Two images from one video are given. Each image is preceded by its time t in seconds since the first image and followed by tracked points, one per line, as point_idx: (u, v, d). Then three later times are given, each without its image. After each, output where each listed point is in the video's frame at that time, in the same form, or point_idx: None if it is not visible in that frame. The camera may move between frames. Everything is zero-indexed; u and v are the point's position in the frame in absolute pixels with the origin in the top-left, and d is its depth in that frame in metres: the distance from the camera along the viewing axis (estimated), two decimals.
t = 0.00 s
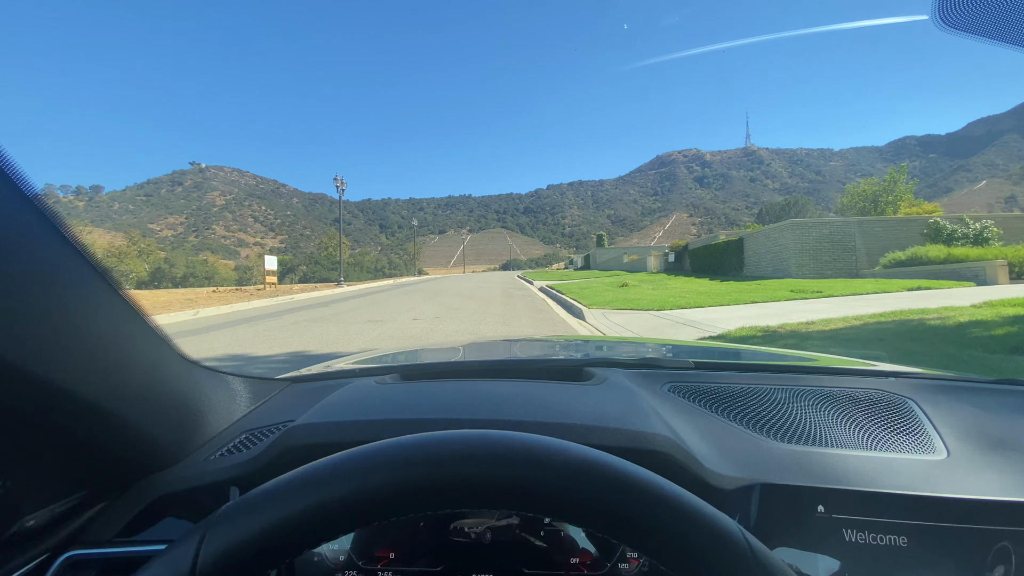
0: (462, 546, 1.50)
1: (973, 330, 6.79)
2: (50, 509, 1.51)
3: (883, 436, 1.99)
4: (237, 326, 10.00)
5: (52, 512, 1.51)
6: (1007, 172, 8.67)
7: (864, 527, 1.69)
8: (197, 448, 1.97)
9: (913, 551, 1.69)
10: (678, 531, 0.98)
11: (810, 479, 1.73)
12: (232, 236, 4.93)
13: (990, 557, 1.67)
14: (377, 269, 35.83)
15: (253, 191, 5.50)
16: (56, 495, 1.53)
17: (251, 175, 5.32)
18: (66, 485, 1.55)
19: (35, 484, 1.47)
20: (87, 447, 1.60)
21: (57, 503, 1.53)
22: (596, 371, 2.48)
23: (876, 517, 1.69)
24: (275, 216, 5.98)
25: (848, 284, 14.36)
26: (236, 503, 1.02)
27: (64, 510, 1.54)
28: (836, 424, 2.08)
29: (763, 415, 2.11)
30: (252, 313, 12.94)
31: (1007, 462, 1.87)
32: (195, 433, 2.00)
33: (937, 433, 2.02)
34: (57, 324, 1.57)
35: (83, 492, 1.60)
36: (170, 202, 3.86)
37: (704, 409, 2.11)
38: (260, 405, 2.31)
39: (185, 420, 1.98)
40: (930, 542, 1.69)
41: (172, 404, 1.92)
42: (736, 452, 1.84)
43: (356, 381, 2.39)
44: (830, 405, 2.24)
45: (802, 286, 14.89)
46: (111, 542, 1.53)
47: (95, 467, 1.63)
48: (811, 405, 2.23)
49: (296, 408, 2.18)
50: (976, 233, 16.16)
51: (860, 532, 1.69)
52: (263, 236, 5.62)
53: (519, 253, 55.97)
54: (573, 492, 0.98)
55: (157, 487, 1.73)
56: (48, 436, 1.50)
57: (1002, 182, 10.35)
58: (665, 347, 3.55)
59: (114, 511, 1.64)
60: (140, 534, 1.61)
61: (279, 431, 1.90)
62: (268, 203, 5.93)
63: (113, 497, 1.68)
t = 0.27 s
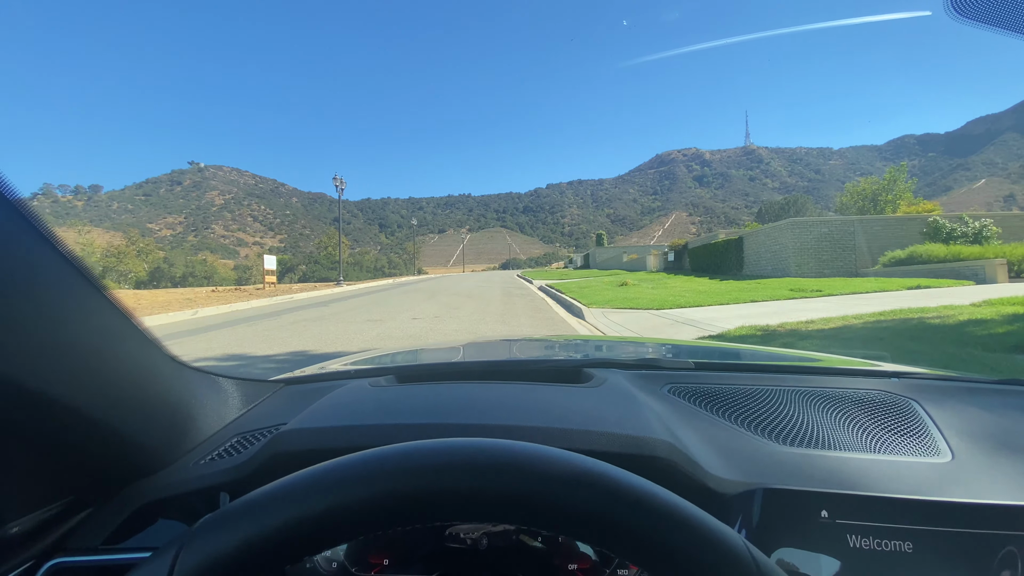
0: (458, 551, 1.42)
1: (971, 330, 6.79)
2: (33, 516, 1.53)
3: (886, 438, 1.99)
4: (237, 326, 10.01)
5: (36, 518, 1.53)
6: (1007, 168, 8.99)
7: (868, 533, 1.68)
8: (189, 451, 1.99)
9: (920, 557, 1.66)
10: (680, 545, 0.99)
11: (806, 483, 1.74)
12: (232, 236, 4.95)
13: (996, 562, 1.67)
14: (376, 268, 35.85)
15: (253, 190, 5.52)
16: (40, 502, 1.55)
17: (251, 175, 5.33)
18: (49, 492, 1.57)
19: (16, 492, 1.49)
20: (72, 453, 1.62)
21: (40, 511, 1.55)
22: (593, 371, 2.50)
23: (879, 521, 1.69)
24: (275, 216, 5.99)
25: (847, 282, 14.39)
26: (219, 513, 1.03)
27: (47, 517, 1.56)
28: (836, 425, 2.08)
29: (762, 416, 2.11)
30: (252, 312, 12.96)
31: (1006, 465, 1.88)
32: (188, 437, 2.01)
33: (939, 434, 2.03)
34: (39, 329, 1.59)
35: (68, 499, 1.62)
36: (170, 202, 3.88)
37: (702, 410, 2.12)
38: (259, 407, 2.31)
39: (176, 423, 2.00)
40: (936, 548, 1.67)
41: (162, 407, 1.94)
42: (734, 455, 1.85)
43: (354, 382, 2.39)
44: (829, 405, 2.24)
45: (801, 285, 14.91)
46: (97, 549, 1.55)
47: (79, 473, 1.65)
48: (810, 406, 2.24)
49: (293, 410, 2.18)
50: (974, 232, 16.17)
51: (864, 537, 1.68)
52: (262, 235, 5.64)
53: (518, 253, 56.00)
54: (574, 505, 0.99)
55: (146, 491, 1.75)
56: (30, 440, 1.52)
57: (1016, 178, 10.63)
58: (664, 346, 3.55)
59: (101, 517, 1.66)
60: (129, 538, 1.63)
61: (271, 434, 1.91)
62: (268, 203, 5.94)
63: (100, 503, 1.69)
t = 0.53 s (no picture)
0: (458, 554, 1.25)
1: (976, 328, 6.74)
2: (26, 518, 1.48)
3: (892, 441, 1.95)
4: (238, 322, 9.96)
5: (30, 519, 1.49)
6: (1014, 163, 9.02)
7: (874, 540, 1.63)
8: (181, 452, 1.94)
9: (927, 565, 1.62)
10: (683, 562, 0.95)
11: (812, 488, 1.69)
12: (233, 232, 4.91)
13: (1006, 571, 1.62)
14: (378, 264, 35.82)
15: (254, 186, 5.48)
16: (33, 503, 1.50)
17: (251, 171, 5.28)
18: (42, 492, 1.53)
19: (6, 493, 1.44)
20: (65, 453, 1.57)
21: (33, 512, 1.50)
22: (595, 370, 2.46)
23: (886, 528, 1.63)
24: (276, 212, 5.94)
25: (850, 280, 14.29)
26: (204, 524, 1.01)
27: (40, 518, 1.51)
28: (841, 426, 2.04)
29: (765, 418, 2.06)
30: (253, 308, 12.92)
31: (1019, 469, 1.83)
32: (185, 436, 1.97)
33: (946, 437, 1.98)
34: (23, 329, 1.54)
35: (62, 499, 1.58)
36: (170, 197, 3.84)
37: (705, 413, 2.07)
38: (251, 408, 2.26)
39: (169, 422, 1.95)
40: (942, 555, 1.63)
41: (156, 407, 1.90)
42: (738, 458, 1.80)
43: (351, 382, 2.35)
44: (835, 406, 2.20)
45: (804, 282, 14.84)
46: (91, 552, 1.51)
47: (71, 474, 1.60)
48: (814, 407, 2.18)
49: (286, 411, 2.13)
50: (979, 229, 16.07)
51: (870, 544, 1.63)
52: (264, 231, 5.60)
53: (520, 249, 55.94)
54: (573, 517, 0.94)
55: (141, 492, 1.70)
56: (18, 440, 1.47)
57: None
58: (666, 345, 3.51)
59: (95, 518, 1.61)
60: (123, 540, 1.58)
61: (262, 436, 1.86)
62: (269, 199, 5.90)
63: (94, 504, 1.65)
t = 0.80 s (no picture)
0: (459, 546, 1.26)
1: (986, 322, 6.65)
2: (30, 505, 1.43)
3: (900, 435, 1.90)
4: (243, 309, 9.95)
5: (36, 506, 1.45)
6: None
7: (879, 534, 1.57)
8: (187, 440, 1.90)
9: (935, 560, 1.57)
10: (694, 561, 0.90)
11: (824, 482, 1.64)
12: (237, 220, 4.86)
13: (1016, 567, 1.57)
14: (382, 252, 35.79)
15: (258, 174, 5.42)
16: (38, 489, 1.46)
17: (256, 158, 5.23)
18: (46, 479, 1.48)
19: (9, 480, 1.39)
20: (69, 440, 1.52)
21: (38, 499, 1.46)
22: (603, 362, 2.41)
23: (892, 521, 1.58)
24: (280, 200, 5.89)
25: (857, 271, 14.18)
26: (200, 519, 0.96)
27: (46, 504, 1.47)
28: (848, 420, 1.99)
29: (775, 410, 2.01)
30: (259, 295, 12.91)
31: None
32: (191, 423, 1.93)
33: (954, 433, 1.93)
34: (27, 320, 1.49)
35: (67, 486, 1.53)
36: (174, 184, 3.80)
37: (713, 405, 2.02)
38: (257, 395, 2.22)
39: (174, 409, 1.92)
40: (951, 551, 1.57)
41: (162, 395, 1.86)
42: (750, 452, 1.75)
43: (356, 372, 2.31)
44: (845, 400, 2.14)
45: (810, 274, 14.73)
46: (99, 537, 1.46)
47: (75, 460, 1.56)
48: (827, 401, 2.12)
49: (291, 400, 2.09)
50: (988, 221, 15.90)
51: (874, 538, 1.57)
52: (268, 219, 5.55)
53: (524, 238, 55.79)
54: (577, 512, 0.90)
55: (148, 477, 1.65)
56: (19, 426, 1.43)
57: None
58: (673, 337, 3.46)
59: (102, 504, 1.57)
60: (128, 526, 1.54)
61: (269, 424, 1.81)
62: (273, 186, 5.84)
63: (100, 490, 1.60)
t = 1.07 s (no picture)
0: (492, 470, 1.59)
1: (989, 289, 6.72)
2: (99, 428, 1.56)
3: (907, 379, 1.98)
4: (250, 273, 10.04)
5: (104, 429, 1.57)
6: None
7: (888, 463, 1.72)
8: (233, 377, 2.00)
9: (937, 487, 1.72)
10: (751, 462, 0.83)
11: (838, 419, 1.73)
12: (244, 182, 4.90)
13: (1011, 494, 1.71)
14: (388, 217, 35.72)
15: (264, 136, 5.44)
16: (106, 414, 1.58)
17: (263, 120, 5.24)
18: (112, 406, 1.60)
19: (79, 406, 1.51)
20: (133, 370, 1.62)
21: (106, 423, 1.58)
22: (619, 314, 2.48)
23: (899, 452, 1.72)
24: (287, 162, 5.92)
25: (866, 242, 14.11)
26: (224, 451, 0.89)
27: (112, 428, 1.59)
28: (858, 367, 2.06)
29: (789, 358, 2.08)
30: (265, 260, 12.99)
31: None
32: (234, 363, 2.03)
33: (959, 375, 2.02)
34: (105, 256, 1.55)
35: (130, 412, 1.65)
36: (183, 146, 3.82)
37: (730, 352, 2.09)
38: (294, 337, 2.32)
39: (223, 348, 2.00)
40: (951, 480, 1.72)
41: (214, 333, 1.94)
42: (768, 394, 1.82)
43: (381, 317, 2.41)
44: (854, 348, 2.22)
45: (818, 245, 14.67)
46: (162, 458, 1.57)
47: (138, 389, 1.66)
48: (837, 349, 2.21)
49: (324, 341, 2.19)
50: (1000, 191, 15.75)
51: (882, 466, 1.72)
52: (274, 182, 5.59)
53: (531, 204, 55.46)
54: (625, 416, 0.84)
55: (200, 409, 1.77)
56: (88, 357, 1.52)
57: None
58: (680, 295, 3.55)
59: (162, 431, 1.69)
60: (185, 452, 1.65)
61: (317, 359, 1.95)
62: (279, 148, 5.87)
63: (160, 418, 1.72)
